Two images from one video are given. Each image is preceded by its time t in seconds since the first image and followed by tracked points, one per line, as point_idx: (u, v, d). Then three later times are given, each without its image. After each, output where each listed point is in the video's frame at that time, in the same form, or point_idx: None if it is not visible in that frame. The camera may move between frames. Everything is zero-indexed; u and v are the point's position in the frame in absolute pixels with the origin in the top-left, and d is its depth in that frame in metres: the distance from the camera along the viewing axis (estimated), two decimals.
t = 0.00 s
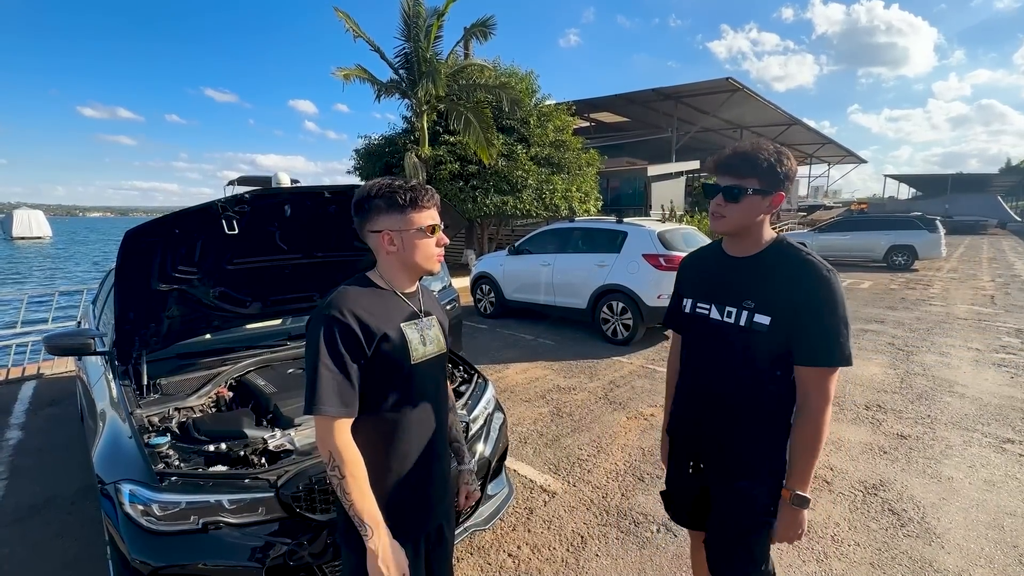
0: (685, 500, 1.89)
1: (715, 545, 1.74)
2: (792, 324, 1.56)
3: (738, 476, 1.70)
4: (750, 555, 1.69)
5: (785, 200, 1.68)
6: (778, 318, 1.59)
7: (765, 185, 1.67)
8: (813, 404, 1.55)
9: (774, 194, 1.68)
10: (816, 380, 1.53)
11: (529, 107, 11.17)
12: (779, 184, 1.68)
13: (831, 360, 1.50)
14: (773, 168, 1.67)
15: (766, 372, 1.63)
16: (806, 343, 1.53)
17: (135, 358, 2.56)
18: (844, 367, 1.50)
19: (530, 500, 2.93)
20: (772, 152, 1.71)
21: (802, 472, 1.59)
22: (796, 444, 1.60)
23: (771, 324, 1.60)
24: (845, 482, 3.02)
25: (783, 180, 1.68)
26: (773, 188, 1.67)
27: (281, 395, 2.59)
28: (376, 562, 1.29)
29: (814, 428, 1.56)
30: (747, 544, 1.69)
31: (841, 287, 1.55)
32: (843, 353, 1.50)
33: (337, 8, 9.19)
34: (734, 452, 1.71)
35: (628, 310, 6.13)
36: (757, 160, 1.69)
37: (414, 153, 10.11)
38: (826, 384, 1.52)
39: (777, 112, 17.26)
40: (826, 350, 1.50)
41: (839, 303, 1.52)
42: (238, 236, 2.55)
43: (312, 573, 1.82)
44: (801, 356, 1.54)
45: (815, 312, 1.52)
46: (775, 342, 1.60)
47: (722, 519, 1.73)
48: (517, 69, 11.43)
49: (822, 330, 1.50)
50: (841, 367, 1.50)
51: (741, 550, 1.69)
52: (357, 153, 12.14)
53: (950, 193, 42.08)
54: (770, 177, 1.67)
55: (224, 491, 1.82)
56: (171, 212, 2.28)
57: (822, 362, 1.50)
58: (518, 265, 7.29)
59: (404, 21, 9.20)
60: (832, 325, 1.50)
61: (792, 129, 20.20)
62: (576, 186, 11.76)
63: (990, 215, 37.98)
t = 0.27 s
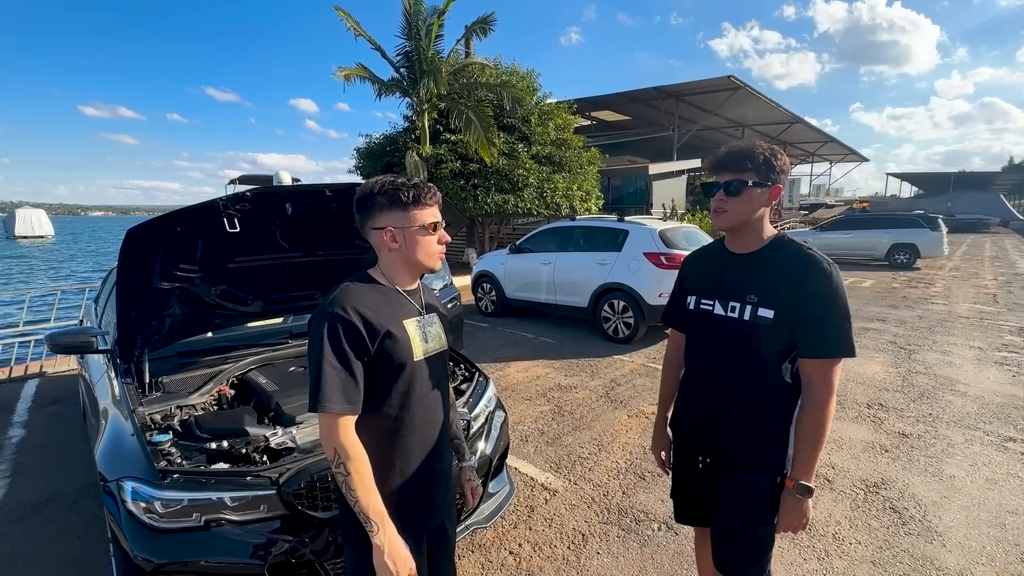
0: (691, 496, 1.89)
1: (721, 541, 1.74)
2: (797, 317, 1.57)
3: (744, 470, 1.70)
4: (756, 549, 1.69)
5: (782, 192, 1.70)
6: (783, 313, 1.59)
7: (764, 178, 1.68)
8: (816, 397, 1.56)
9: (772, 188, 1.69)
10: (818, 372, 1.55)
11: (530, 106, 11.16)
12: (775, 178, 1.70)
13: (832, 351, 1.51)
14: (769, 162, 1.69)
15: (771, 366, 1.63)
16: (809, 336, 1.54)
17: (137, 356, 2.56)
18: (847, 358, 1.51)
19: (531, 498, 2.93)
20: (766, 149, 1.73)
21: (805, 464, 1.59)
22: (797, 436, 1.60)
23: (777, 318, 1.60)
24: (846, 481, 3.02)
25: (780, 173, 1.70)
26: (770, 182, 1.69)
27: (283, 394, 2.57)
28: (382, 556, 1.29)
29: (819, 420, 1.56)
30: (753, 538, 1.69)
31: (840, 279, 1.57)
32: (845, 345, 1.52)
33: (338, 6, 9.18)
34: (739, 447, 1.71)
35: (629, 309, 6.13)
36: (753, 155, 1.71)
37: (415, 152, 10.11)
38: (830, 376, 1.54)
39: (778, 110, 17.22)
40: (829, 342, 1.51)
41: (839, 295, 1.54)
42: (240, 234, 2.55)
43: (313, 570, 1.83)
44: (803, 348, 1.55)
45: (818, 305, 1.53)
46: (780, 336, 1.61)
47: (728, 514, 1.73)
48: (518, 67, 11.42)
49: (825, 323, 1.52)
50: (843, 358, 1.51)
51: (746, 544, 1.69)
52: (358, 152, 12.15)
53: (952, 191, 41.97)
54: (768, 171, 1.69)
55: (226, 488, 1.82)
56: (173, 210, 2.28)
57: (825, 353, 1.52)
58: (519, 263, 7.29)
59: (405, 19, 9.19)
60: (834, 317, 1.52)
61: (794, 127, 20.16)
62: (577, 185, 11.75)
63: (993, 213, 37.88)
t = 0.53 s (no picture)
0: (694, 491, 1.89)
1: (722, 534, 1.75)
2: (799, 313, 1.56)
3: (744, 466, 1.70)
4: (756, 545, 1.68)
5: (786, 191, 1.72)
6: (785, 308, 1.59)
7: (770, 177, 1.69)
8: (813, 390, 1.54)
9: (777, 186, 1.71)
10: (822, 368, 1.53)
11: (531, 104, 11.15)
12: (780, 176, 1.71)
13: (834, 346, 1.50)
14: (775, 161, 1.70)
15: (772, 361, 1.63)
16: (809, 330, 1.53)
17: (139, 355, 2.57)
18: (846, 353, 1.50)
19: (533, 497, 2.93)
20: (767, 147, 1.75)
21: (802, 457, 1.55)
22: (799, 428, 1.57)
23: (778, 313, 1.60)
24: (848, 479, 3.01)
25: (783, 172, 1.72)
26: (777, 180, 1.70)
27: (284, 392, 2.56)
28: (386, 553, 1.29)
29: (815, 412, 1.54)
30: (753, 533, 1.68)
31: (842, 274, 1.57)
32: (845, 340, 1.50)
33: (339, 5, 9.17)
34: (740, 442, 1.71)
35: (630, 307, 6.13)
36: (759, 153, 1.71)
37: (416, 150, 10.11)
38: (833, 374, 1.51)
39: (780, 108, 17.19)
40: (829, 337, 1.50)
41: (839, 291, 1.53)
42: (242, 233, 2.55)
43: (316, 568, 1.84)
44: (804, 343, 1.54)
45: (819, 300, 1.53)
46: (782, 331, 1.60)
47: (728, 508, 1.73)
48: (519, 65, 11.41)
49: (825, 318, 1.51)
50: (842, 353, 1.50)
51: (746, 539, 1.69)
52: (359, 151, 12.15)
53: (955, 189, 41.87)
54: (773, 170, 1.70)
55: (228, 487, 1.82)
56: (175, 209, 2.29)
57: (825, 348, 1.51)
58: (521, 262, 7.29)
59: (406, 18, 9.18)
60: (835, 313, 1.51)
61: (795, 125, 20.12)
62: (579, 184, 11.74)
63: (995, 211, 37.78)
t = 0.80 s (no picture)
0: (690, 490, 1.87)
1: (723, 532, 1.75)
2: (798, 311, 1.57)
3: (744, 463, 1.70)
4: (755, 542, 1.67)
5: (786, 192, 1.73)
6: (785, 306, 1.59)
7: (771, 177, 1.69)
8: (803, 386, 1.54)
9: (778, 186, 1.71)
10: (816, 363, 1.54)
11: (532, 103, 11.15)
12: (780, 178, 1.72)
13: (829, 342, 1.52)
14: (776, 162, 1.71)
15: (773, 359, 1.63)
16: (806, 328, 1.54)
17: (140, 355, 2.57)
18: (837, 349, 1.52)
19: (534, 495, 2.93)
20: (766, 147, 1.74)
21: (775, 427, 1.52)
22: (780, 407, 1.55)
23: (780, 312, 1.60)
24: (849, 478, 3.01)
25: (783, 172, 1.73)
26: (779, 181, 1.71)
27: (285, 391, 2.55)
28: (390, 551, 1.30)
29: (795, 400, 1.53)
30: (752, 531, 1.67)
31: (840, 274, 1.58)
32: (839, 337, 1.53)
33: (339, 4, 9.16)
34: (739, 439, 1.70)
35: (631, 306, 6.12)
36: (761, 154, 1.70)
37: (417, 149, 10.10)
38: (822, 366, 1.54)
39: (781, 107, 17.16)
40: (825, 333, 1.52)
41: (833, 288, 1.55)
42: (242, 233, 2.55)
43: (316, 567, 1.84)
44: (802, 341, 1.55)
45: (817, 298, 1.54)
46: (781, 329, 1.60)
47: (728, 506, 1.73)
48: (520, 64, 11.40)
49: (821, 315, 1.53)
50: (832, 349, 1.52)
51: (746, 538, 1.68)
52: (360, 150, 12.15)
53: (957, 188, 41.80)
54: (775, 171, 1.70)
55: (229, 486, 1.83)
56: (175, 209, 2.29)
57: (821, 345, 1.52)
58: (521, 261, 7.29)
59: (407, 17, 9.18)
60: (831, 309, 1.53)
61: (797, 124, 20.09)
62: (579, 183, 11.72)
63: (997, 210, 37.71)
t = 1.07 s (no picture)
0: (685, 487, 1.89)
1: (715, 531, 1.76)
2: (788, 312, 1.56)
3: (735, 463, 1.69)
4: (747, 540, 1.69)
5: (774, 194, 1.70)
6: (775, 307, 1.58)
7: (756, 180, 1.68)
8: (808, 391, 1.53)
9: (763, 190, 1.69)
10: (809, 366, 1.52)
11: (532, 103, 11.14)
12: (768, 180, 1.69)
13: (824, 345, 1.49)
14: (762, 164, 1.68)
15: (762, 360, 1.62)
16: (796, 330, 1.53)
17: (140, 354, 2.57)
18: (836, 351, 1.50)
19: (534, 495, 2.94)
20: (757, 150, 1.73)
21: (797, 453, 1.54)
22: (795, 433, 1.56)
23: (768, 312, 1.59)
24: (849, 477, 3.01)
25: (773, 175, 1.70)
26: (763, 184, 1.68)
27: (285, 391, 2.56)
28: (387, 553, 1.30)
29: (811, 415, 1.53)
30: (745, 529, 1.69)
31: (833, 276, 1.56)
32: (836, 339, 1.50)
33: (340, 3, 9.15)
34: (730, 440, 1.70)
35: (632, 306, 6.12)
36: (746, 157, 1.69)
37: (417, 149, 10.10)
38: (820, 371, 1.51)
39: (782, 106, 17.13)
40: (820, 335, 1.50)
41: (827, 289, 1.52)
42: (242, 232, 2.56)
43: (316, 566, 1.84)
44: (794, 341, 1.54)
45: (808, 299, 1.52)
46: (771, 330, 1.60)
47: (719, 506, 1.73)
48: (520, 63, 11.40)
49: (813, 316, 1.51)
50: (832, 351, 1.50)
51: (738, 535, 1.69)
52: (360, 150, 12.16)
53: (958, 187, 41.72)
54: (759, 173, 1.68)
55: (229, 485, 1.83)
56: (175, 208, 2.29)
57: (815, 346, 1.50)
58: (522, 261, 7.28)
59: (407, 16, 9.17)
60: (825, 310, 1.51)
61: (798, 123, 20.07)
62: (580, 182, 11.71)
63: (999, 209, 37.64)
